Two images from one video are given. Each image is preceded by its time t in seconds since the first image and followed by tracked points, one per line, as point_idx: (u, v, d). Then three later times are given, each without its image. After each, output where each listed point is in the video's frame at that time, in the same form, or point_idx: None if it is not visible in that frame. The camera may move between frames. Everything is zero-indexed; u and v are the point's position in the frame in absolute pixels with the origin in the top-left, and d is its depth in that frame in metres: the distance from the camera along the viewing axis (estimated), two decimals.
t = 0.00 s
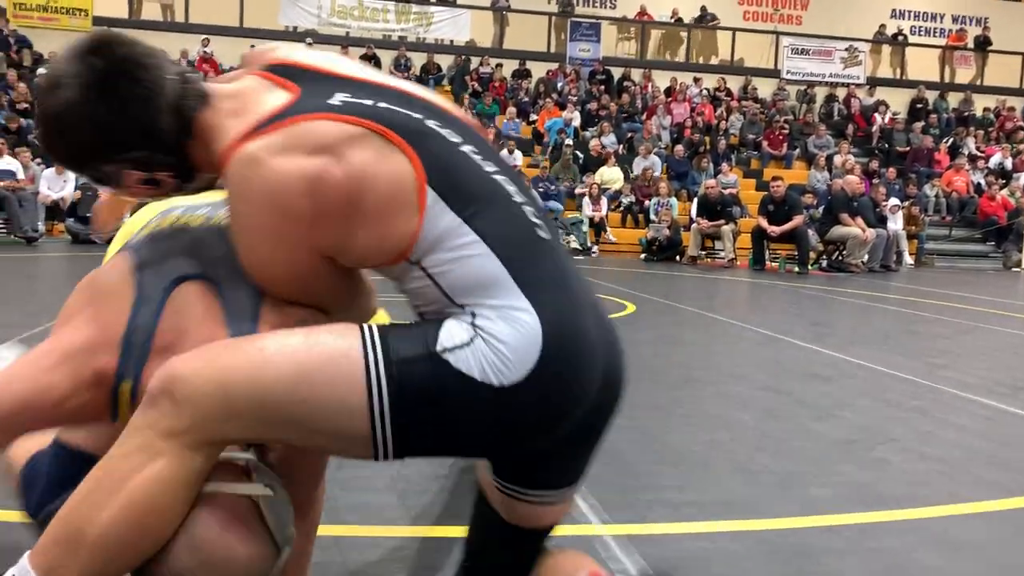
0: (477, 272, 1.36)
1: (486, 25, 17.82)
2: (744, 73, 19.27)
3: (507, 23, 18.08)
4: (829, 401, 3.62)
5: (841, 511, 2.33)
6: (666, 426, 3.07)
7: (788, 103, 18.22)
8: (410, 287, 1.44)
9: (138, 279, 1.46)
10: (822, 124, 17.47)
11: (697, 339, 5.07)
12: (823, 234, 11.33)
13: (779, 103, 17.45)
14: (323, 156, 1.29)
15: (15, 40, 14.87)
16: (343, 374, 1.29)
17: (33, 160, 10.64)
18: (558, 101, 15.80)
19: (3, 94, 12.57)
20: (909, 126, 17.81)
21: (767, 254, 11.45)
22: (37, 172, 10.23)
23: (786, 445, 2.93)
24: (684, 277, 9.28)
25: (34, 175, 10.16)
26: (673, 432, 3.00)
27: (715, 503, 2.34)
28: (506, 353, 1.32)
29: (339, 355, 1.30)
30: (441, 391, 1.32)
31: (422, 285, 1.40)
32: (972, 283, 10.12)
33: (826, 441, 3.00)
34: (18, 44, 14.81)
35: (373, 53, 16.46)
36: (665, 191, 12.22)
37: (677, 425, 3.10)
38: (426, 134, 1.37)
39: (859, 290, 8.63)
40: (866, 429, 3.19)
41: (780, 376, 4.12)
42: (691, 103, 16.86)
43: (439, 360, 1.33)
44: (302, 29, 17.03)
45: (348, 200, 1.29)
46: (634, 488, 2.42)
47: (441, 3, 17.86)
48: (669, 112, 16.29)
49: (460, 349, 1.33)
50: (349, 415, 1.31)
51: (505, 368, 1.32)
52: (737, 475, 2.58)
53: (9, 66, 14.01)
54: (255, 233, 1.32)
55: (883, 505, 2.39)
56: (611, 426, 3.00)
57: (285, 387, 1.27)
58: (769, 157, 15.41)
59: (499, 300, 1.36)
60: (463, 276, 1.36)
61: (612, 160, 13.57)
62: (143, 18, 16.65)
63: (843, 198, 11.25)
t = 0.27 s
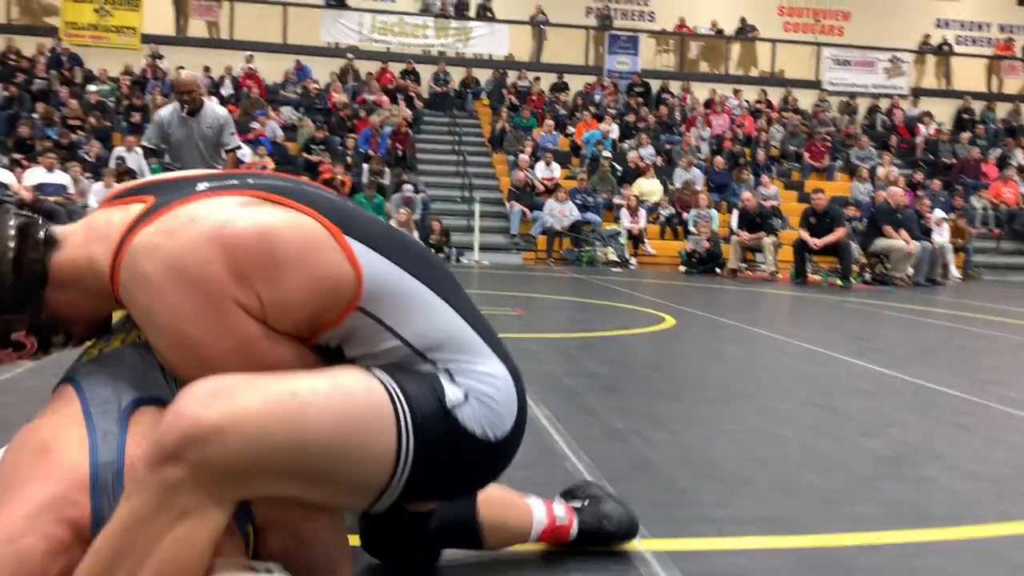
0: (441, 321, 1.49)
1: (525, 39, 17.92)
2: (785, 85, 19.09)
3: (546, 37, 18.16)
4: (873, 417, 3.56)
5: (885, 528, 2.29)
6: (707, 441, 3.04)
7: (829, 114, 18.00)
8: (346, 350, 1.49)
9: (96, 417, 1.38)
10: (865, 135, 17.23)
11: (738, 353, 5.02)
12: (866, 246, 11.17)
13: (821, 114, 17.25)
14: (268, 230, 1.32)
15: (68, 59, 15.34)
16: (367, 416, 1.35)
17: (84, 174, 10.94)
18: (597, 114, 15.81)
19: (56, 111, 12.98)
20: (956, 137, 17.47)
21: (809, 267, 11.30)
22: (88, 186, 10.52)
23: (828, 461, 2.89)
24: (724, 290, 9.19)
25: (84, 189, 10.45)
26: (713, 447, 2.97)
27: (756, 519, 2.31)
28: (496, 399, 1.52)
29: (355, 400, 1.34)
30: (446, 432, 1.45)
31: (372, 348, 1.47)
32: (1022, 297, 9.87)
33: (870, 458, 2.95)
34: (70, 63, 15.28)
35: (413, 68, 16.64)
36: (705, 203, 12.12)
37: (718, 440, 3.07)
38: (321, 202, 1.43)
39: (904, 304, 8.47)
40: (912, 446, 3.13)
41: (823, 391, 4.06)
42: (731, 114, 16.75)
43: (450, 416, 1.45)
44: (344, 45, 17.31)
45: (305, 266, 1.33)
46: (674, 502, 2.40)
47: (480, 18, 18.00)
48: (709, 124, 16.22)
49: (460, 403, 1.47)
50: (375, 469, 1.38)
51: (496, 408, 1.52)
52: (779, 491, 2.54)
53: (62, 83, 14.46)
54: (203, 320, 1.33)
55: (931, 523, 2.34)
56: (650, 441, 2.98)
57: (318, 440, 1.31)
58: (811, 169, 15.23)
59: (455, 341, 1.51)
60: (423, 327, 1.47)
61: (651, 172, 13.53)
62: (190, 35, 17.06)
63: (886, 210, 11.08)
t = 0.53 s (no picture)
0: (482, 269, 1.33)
1: (565, 48, 17.91)
2: (831, 91, 18.80)
3: (586, 46, 18.15)
4: (924, 430, 3.45)
5: (936, 544, 2.20)
6: (751, 453, 2.97)
7: (876, 120, 17.66)
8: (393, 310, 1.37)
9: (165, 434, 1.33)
10: (913, 141, 16.87)
11: (783, 364, 4.92)
12: (915, 255, 10.90)
13: (868, 120, 16.94)
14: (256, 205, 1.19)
15: (117, 73, 15.74)
16: (412, 408, 1.20)
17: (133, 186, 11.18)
18: (638, 122, 15.73)
19: (107, 125, 13.32)
20: (1009, 142, 17.01)
21: (856, 276, 11.07)
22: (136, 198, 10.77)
23: (877, 475, 2.80)
24: (767, 299, 9.04)
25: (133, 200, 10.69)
26: (758, 459, 2.90)
27: (803, 533, 2.24)
28: (559, 350, 1.36)
29: (384, 398, 1.19)
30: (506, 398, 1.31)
31: (417, 305, 1.34)
32: None
33: (921, 472, 2.85)
34: (119, 77, 15.66)
35: (453, 78, 16.74)
36: (749, 212, 11.95)
37: (763, 452, 3.00)
38: (321, 150, 1.27)
39: (955, 314, 8.23)
40: (965, 460, 3.02)
41: (871, 403, 3.95)
42: (775, 121, 16.54)
43: (507, 383, 1.31)
44: (385, 57, 17.51)
45: (303, 240, 1.19)
46: (717, 515, 2.34)
47: (520, 28, 18.04)
48: (752, 131, 16.01)
49: (519, 360, 1.32)
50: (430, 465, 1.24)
51: (557, 350, 1.36)
52: (825, 505, 2.47)
53: (112, 98, 14.84)
54: (204, 336, 1.21)
55: (985, 540, 2.25)
56: (692, 452, 2.93)
57: (352, 454, 1.15)
58: (857, 176, 14.95)
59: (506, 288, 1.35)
60: (463, 275, 1.32)
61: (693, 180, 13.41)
62: (235, 49, 17.41)
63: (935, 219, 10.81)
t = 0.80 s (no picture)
0: (431, 181, 1.43)
1: (589, 44, 17.88)
2: (858, 85, 18.61)
3: (610, 42, 18.10)
4: (953, 428, 3.42)
5: (962, 543, 2.19)
6: (776, 451, 2.96)
7: (905, 115, 17.44)
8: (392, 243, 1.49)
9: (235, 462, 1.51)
10: (943, 136, 16.64)
11: (810, 361, 4.89)
12: (944, 251, 10.77)
13: (896, 115, 16.73)
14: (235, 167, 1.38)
15: (146, 73, 15.97)
16: (351, 316, 1.29)
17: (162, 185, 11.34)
18: (663, 118, 15.66)
19: (137, 124, 13.52)
20: None
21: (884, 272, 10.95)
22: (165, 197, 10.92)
23: (904, 472, 2.78)
24: (793, 296, 8.97)
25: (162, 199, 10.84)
26: (782, 456, 2.90)
27: (828, 530, 2.23)
28: (515, 223, 1.39)
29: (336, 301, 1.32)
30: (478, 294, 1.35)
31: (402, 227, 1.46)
32: None
33: (948, 469, 2.83)
34: (147, 76, 15.90)
35: (477, 75, 16.78)
36: (775, 208, 11.85)
37: (788, 449, 2.99)
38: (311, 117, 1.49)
39: (986, 311, 8.12)
40: (994, 458, 2.99)
41: (899, 400, 3.92)
42: (801, 116, 16.40)
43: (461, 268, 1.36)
44: (409, 54, 17.58)
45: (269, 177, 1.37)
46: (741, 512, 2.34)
47: (544, 24, 18.02)
48: (778, 126, 15.89)
49: (472, 247, 1.37)
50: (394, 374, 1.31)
51: (514, 235, 1.38)
52: (851, 502, 2.46)
53: (141, 98, 15.06)
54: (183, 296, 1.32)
55: (1014, 539, 2.23)
56: (717, 450, 2.93)
57: (298, 351, 1.27)
58: (885, 171, 14.77)
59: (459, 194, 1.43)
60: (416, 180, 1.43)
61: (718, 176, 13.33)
62: (261, 48, 17.58)
63: (965, 214, 10.66)
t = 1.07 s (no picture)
0: (443, 253, 1.48)
1: (599, 42, 17.84)
2: (870, 81, 18.53)
3: (621, 39, 18.06)
4: (967, 426, 3.40)
5: (975, 542, 2.18)
6: (789, 449, 2.95)
7: (917, 111, 17.35)
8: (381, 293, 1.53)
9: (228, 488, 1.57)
10: (955, 132, 16.54)
11: (821, 358, 4.87)
12: (957, 248, 10.72)
13: (908, 111, 16.64)
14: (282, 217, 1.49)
15: (157, 72, 16.07)
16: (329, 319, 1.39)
17: (174, 184, 11.40)
18: (674, 115, 15.63)
19: (149, 123, 13.61)
20: None
21: (897, 269, 10.89)
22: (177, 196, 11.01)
23: (917, 470, 2.77)
24: (805, 293, 8.93)
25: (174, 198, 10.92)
26: (793, 454, 2.89)
27: (841, 528, 2.23)
28: (501, 307, 1.42)
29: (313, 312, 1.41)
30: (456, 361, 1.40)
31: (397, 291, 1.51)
32: None
33: (961, 467, 2.82)
34: (159, 76, 15.99)
35: (488, 73, 16.78)
36: (786, 205, 11.81)
37: (799, 447, 2.98)
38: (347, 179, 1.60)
39: (999, 308, 8.06)
40: (1007, 455, 2.97)
41: (910, 397, 3.90)
42: (813, 113, 16.34)
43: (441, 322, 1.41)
44: (420, 53, 17.60)
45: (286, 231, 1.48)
46: (753, 510, 2.34)
47: (555, 22, 18.00)
48: (789, 123, 15.83)
49: (458, 311, 1.43)
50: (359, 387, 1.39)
51: (502, 320, 1.42)
52: (865, 500, 2.45)
53: (153, 97, 15.15)
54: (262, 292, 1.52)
55: None
56: (730, 447, 2.92)
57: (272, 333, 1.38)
58: (898, 168, 14.69)
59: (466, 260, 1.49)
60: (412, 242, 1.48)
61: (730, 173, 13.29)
62: (272, 47, 17.64)
63: (978, 211, 10.55)
